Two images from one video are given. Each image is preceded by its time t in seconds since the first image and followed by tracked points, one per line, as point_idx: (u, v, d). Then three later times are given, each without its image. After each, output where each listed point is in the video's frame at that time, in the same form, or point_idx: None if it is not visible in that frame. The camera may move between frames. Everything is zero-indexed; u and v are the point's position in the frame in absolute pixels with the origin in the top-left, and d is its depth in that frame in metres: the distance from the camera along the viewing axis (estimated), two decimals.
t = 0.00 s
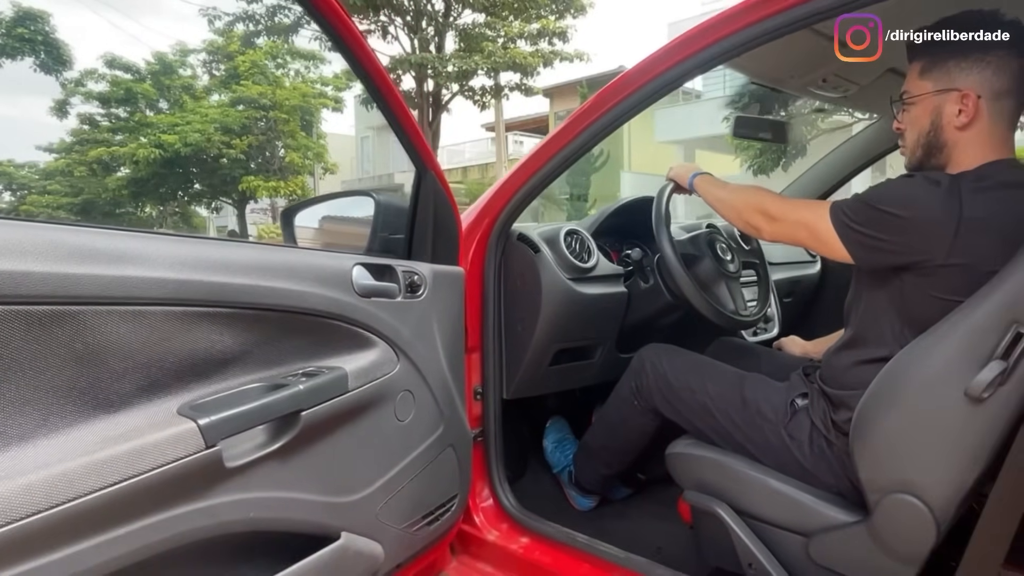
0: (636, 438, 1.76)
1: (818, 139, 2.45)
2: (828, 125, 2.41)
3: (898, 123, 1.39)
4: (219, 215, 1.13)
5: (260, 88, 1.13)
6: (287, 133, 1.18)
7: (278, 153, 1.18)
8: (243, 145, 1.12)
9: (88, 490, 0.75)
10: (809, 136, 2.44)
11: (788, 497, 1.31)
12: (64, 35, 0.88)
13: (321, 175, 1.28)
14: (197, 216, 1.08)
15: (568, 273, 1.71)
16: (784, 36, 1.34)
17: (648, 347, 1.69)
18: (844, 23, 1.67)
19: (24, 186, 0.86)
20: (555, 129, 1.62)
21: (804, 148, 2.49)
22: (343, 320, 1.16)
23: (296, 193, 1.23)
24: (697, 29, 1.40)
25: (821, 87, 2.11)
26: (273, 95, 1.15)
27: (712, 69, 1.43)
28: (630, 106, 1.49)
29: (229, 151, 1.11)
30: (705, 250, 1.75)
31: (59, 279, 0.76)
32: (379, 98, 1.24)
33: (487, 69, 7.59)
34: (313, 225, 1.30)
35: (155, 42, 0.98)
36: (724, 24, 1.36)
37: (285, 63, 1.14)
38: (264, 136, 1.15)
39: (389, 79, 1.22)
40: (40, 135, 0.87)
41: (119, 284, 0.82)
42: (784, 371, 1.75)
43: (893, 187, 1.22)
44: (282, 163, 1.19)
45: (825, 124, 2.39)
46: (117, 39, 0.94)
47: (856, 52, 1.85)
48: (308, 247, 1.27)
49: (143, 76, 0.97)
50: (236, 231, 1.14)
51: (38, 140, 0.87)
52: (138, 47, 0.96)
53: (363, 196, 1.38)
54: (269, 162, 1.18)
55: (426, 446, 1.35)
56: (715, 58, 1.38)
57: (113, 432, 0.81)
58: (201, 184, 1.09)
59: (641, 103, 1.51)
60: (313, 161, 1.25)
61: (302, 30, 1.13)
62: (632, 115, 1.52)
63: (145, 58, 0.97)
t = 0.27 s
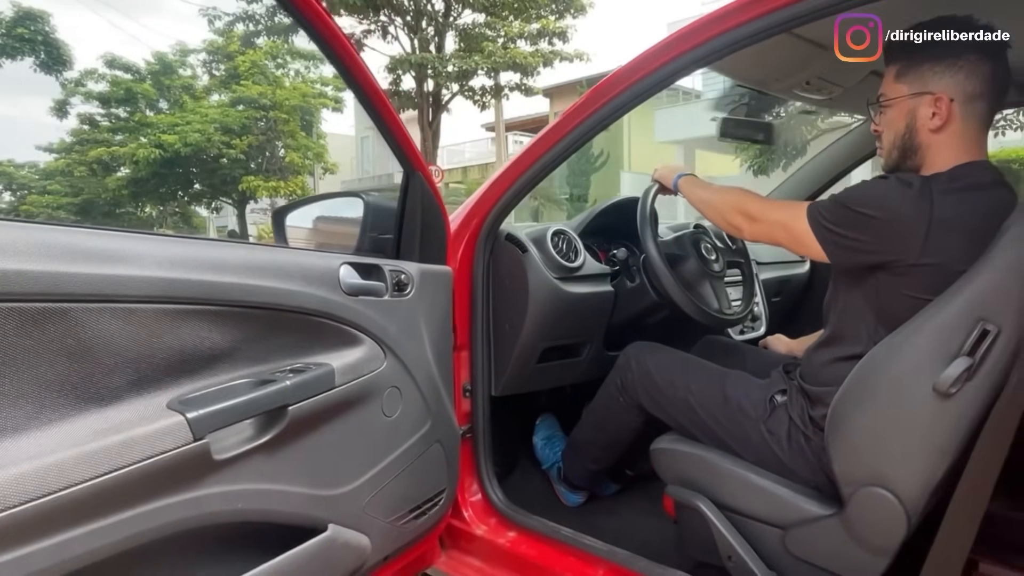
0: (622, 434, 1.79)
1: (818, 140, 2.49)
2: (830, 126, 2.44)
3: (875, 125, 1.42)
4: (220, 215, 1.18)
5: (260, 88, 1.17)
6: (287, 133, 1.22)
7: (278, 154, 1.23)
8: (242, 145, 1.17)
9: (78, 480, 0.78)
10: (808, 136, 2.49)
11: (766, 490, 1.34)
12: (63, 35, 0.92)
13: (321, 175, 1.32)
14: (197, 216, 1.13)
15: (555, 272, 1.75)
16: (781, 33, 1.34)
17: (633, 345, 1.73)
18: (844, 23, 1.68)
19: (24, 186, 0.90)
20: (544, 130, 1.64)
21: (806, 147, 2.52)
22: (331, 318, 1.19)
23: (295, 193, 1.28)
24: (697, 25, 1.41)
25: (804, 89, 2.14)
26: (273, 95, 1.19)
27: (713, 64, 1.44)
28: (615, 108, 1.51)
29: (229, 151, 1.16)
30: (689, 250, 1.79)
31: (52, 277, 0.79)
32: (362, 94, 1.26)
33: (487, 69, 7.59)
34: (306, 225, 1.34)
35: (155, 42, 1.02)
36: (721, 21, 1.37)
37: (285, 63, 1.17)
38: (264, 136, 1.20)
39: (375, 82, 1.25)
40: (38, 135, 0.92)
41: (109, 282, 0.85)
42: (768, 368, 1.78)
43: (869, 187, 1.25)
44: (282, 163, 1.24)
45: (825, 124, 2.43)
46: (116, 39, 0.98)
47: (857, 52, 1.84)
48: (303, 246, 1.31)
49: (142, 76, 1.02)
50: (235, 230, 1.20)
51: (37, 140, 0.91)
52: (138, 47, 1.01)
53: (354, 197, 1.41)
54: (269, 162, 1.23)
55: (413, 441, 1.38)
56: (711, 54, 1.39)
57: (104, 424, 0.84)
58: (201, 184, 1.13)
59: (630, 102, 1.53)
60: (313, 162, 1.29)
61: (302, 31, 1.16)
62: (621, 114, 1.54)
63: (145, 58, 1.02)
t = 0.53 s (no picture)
0: (608, 431, 1.83)
1: (816, 141, 2.49)
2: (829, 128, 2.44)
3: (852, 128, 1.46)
4: (220, 214, 1.23)
5: (259, 88, 1.21)
6: (287, 133, 1.26)
7: (278, 154, 1.27)
8: (242, 145, 1.21)
9: (70, 471, 0.82)
10: (808, 137, 2.49)
11: (744, 484, 1.38)
12: (64, 33, 0.97)
13: (321, 175, 1.37)
14: (196, 215, 1.18)
15: (542, 271, 1.78)
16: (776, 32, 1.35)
17: (619, 343, 1.76)
18: (843, 23, 1.63)
19: (23, 186, 0.96)
20: (529, 133, 1.67)
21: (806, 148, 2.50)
22: (318, 316, 1.23)
23: (295, 192, 1.33)
24: (694, 22, 1.41)
25: (787, 91, 2.18)
26: (273, 96, 1.23)
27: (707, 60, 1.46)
28: (600, 111, 1.54)
29: (229, 151, 1.20)
30: (673, 250, 1.82)
31: (43, 276, 0.82)
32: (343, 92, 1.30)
33: (486, 69, 7.59)
34: (301, 225, 1.38)
35: (155, 42, 1.07)
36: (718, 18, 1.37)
37: (285, 64, 1.22)
38: (263, 136, 1.24)
39: (360, 85, 1.29)
40: (37, 135, 0.97)
41: (99, 280, 0.88)
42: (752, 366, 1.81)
43: (844, 188, 1.27)
44: (281, 163, 1.28)
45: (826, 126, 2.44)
46: (116, 38, 1.04)
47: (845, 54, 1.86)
48: (298, 246, 1.35)
49: (142, 76, 1.07)
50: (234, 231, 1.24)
51: (36, 140, 0.97)
52: (138, 47, 1.06)
53: (342, 198, 1.45)
54: (269, 162, 1.27)
55: (401, 436, 1.41)
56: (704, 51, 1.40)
57: (94, 418, 0.88)
58: (201, 184, 1.18)
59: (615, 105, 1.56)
60: (313, 161, 1.33)
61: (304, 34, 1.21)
62: (606, 116, 1.56)
63: (144, 57, 1.07)
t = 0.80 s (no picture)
0: (594, 427, 1.86)
1: (818, 139, 2.50)
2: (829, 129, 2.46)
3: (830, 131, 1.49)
4: (220, 214, 1.27)
5: (260, 88, 1.25)
6: (287, 133, 1.32)
7: (278, 154, 1.33)
8: (242, 146, 1.26)
9: (61, 462, 0.85)
10: (809, 136, 2.52)
11: (724, 479, 1.41)
12: (64, 35, 1.01)
13: (321, 175, 1.41)
14: (197, 215, 1.22)
15: (529, 271, 1.82)
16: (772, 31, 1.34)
17: (604, 342, 1.80)
18: (843, 24, 1.60)
19: (22, 186, 0.99)
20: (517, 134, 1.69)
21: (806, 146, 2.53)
22: (305, 314, 1.26)
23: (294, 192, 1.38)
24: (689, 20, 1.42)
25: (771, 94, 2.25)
26: (274, 96, 1.27)
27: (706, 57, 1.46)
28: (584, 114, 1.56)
29: (229, 151, 1.25)
30: (658, 250, 1.87)
31: (35, 276, 0.85)
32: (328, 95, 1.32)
33: (486, 69, 7.61)
34: (295, 225, 1.40)
35: (155, 43, 1.12)
36: (713, 16, 1.37)
37: (286, 65, 1.26)
38: (264, 136, 1.30)
39: (345, 86, 1.31)
40: (37, 136, 1.01)
41: (89, 279, 0.92)
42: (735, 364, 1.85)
43: (818, 190, 1.31)
44: (282, 163, 1.34)
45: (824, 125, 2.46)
46: (117, 39, 1.08)
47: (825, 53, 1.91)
48: (291, 246, 1.37)
49: (143, 77, 1.13)
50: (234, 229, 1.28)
51: (36, 140, 1.01)
52: (137, 47, 1.10)
53: (331, 199, 1.47)
54: (269, 162, 1.33)
55: (388, 432, 1.44)
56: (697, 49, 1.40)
57: (86, 412, 0.91)
58: (201, 184, 1.23)
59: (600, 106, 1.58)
60: (313, 162, 1.36)
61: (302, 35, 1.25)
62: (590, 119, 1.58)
63: (145, 58, 1.12)
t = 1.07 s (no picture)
0: (582, 424, 1.89)
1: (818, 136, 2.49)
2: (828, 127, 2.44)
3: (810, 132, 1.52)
4: (220, 214, 1.30)
5: (259, 88, 1.28)
6: (287, 132, 1.33)
7: (278, 154, 1.35)
8: (242, 146, 1.28)
9: (53, 455, 0.88)
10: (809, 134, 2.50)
11: (705, 474, 1.44)
12: (62, 33, 1.04)
13: (320, 174, 1.43)
14: (196, 216, 1.25)
15: (517, 271, 1.86)
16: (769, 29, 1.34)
17: (592, 340, 1.83)
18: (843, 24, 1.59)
19: (24, 187, 1.03)
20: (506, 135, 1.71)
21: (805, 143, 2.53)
22: (294, 313, 1.29)
23: (295, 191, 1.40)
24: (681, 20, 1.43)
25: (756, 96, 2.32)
26: (274, 96, 1.31)
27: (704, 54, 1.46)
28: (571, 116, 1.58)
29: (229, 151, 1.28)
30: (644, 250, 1.90)
31: (28, 275, 0.88)
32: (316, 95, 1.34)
33: (486, 69, 7.63)
34: (293, 226, 1.42)
35: (155, 42, 1.15)
36: (706, 16, 1.38)
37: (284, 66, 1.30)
38: (264, 137, 1.32)
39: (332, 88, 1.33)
40: (39, 136, 1.04)
41: (81, 279, 0.95)
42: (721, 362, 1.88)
43: (796, 191, 1.34)
44: (282, 163, 1.36)
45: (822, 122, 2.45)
46: (117, 37, 1.11)
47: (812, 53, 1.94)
48: (284, 247, 1.40)
49: (142, 75, 1.16)
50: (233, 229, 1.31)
51: (38, 141, 1.04)
52: (137, 47, 1.14)
53: (322, 200, 1.48)
54: (269, 162, 1.35)
55: (378, 428, 1.47)
56: (695, 47, 1.41)
57: (78, 407, 0.94)
58: (201, 184, 1.26)
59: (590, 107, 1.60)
60: (313, 162, 1.39)
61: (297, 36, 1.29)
62: (576, 121, 1.61)
63: (145, 57, 1.15)
